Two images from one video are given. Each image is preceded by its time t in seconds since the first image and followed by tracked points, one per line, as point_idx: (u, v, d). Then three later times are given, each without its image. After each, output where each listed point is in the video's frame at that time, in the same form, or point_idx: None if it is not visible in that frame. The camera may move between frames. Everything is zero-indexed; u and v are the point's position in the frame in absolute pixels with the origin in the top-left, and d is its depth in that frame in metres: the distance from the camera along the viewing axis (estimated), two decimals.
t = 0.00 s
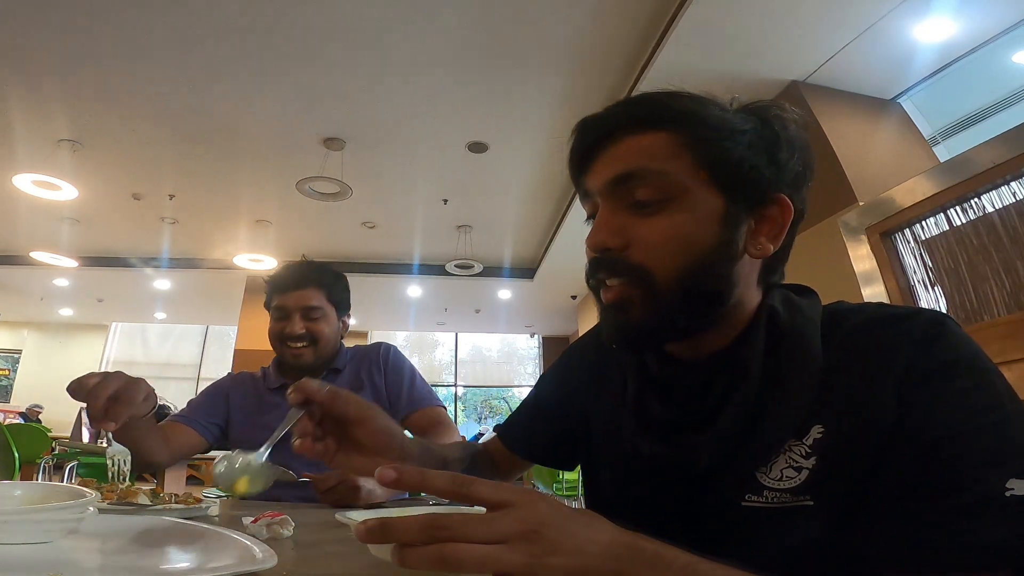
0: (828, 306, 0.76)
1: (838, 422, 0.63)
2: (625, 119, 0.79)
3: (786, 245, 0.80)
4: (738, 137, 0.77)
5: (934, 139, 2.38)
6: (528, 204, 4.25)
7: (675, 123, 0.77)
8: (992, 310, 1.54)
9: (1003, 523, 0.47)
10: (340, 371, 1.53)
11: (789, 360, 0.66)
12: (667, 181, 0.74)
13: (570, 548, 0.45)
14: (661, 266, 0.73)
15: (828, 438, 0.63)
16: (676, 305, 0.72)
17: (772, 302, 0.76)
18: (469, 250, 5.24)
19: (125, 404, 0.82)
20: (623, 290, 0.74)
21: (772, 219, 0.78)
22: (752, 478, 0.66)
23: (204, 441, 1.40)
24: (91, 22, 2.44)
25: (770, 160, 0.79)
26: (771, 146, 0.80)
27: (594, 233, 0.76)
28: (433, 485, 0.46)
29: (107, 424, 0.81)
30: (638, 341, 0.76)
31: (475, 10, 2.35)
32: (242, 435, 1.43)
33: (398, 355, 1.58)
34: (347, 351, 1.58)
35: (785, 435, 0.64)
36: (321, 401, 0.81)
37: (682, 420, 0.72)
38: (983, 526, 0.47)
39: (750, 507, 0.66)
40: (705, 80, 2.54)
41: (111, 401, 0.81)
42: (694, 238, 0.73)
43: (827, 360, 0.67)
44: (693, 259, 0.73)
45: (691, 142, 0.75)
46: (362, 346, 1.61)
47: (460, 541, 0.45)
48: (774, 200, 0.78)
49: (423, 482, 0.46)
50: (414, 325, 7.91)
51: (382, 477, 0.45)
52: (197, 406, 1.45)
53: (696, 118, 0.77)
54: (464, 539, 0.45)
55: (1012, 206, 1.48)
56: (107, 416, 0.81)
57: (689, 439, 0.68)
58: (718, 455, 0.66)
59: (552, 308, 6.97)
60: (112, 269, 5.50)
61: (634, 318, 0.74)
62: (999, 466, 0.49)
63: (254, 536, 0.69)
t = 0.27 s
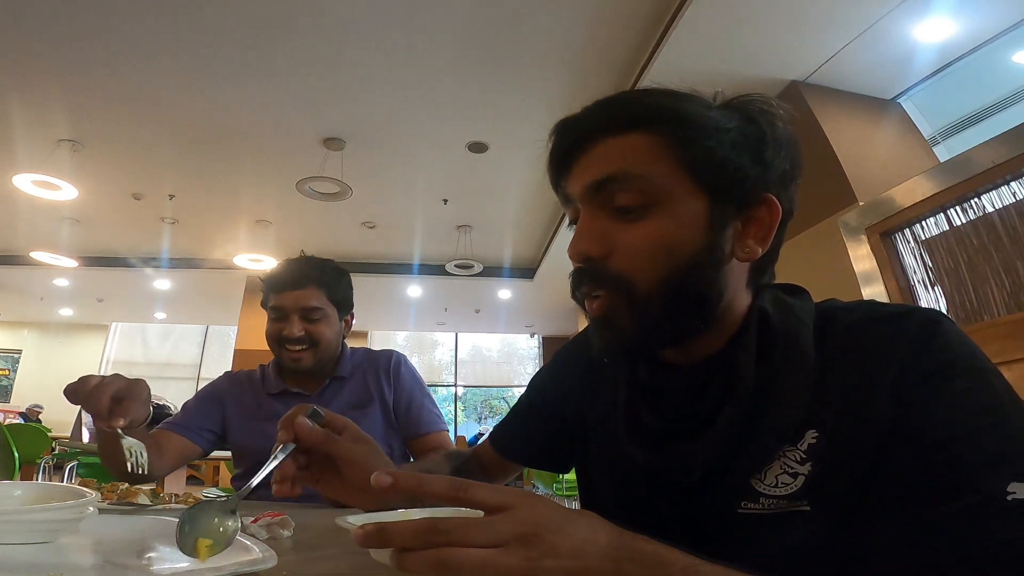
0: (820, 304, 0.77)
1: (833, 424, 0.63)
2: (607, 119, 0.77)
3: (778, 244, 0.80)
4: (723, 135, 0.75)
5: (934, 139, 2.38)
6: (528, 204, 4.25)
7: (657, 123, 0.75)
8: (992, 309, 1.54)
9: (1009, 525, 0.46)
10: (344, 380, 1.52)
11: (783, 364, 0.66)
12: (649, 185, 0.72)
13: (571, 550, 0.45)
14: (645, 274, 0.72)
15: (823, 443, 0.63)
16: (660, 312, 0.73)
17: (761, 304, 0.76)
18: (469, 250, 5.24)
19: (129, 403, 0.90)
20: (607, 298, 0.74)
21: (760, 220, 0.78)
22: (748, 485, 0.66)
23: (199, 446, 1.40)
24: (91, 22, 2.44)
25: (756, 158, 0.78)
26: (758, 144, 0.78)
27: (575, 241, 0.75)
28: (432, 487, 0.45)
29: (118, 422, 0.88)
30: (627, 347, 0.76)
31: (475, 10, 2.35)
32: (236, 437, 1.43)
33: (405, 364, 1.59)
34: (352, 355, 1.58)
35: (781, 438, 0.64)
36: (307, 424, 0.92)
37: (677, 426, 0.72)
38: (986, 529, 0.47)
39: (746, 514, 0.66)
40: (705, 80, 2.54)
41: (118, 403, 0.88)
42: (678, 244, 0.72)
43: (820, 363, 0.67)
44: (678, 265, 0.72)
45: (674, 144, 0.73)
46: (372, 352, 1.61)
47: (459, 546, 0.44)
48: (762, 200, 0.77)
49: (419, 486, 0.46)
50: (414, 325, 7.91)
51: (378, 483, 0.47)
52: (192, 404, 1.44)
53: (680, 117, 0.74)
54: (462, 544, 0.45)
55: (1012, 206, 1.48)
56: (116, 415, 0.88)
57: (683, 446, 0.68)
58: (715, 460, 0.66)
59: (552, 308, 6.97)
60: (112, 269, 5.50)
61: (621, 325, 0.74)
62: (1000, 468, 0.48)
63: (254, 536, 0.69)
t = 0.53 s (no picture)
0: (815, 303, 0.77)
1: (830, 427, 0.63)
2: (593, 120, 0.76)
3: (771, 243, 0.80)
4: (711, 134, 0.74)
5: (934, 139, 2.38)
6: (528, 204, 4.25)
7: (645, 124, 0.74)
8: (992, 310, 1.54)
9: (1012, 528, 0.46)
10: (355, 388, 1.51)
11: (781, 367, 0.66)
12: (637, 187, 0.71)
13: (570, 552, 0.45)
14: (633, 276, 0.71)
15: (819, 446, 0.63)
16: (650, 317, 0.72)
17: (755, 306, 0.75)
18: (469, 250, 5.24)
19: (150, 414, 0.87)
20: (593, 303, 0.73)
21: (753, 221, 0.76)
22: (745, 492, 0.66)
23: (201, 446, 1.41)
24: (91, 21, 2.44)
25: (746, 156, 0.77)
26: (748, 142, 0.78)
27: (563, 245, 0.74)
28: (433, 488, 0.45)
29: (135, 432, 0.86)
30: (618, 353, 0.76)
31: (475, 10, 2.35)
32: (234, 436, 1.42)
33: (423, 384, 1.62)
34: (364, 360, 1.58)
35: (778, 442, 0.64)
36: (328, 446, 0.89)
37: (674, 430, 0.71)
38: (990, 533, 0.47)
39: (744, 519, 0.66)
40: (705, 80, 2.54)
41: (136, 412, 0.86)
42: (667, 247, 0.71)
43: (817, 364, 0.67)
44: (667, 268, 0.71)
45: (661, 144, 0.73)
46: (387, 361, 1.61)
47: (457, 546, 0.44)
48: (753, 199, 0.76)
49: (419, 486, 0.45)
50: (414, 325, 7.91)
51: (379, 482, 0.46)
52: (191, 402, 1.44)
53: (668, 116, 0.74)
54: (460, 544, 0.45)
55: (1012, 206, 1.48)
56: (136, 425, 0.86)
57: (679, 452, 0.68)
58: (712, 465, 0.66)
59: (552, 308, 6.97)
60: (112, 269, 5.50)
61: (607, 329, 0.74)
62: (1002, 470, 0.48)
63: (254, 536, 0.69)
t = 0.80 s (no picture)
0: (819, 303, 0.77)
1: (834, 428, 0.63)
2: (599, 118, 0.76)
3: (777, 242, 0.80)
4: (718, 133, 0.74)
5: (934, 139, 2.38)
6: (528, 204, 4.25)
7: (652, 123, 0.74)
8: (992, 309, 1.53)
9: (1014, 528, 0.46)
10: (363, 392, 1.51)
11: (783, 368, 0.66)
12: (642, 186, 0.71)
13: (571, 553, 0.45)
14: (637, 276, 0.71)
15: (823, 447, 0.63)
16: (653, 316, 0.72)
17: (759, 306, 0.76)
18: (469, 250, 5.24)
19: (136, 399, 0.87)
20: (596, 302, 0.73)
21: (758, 221, 0.77)
22: (749, 491, 0.66)
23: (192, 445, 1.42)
24: (90, 21, 2.44)
25: (753, 156, 0.77)
26: (754, 142, 0.78)
27: (566, 244, 0.74)
28: (433, 488, 0.46)
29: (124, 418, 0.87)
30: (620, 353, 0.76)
31: (475, 10, 2.35)
32: (233, 435, 1.43)
33: (433, 389, 1.62)
34: (373, 363, 1.58)
35: (780, 443, 0.64)
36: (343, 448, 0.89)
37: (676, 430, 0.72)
38: (993, 533, 0.47)
39: (746, 519, 0.66)
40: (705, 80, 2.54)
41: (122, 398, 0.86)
42: (672, 246, 0.70)
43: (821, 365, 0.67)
44: (672, 268, 0.71)
45: (667, 143, 0.72)
46: (396, 365, 1.62)
47: (458, 546, 0.45)
48: (759, 199, 0.76)
49: (421, 486, 0.46)
50: (414, 325, 7.91)
51: (380, 482, 0.46)
52: (189, 399, 1.44)
53: (675, 115, 0.73)
54: (463, 544, 0.45)
55: (1012, 206, 1.49)
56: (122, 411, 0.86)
57: (682, 450, 0.69)
58: (714, 465, 0.66)
59: (552, 308, 6.97)
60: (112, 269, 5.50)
61: (610, 328, 0.74)
62: (1004, 471, 0.48)
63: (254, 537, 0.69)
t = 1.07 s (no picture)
0: (826, 303, 0.76)
1: (842, 427, 0.63)
2: (616, 112, 0.76)
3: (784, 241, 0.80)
4: (732, 132, 0.75)
5: (934, 138, 2.38)
6: (528, 204, 4.25)
7: (666, 118, 0.74)
8: (993, 309, 1.53)
9: (1017, 528, 0.46)
10: (366, 393, 1.51)
11: (791, 366, 0.66)
12: (656, 181, 0.71)
13: (572, 553, 0.45)
14: (650, 270, 0.71)
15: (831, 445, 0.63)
16: (665, 312, 0.72)
17: (768, 304, 0.76)
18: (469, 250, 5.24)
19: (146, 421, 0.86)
20: (608, 295, 0.73)
21: (769, 219, 0.77)
22: (754, 489, 0.66)
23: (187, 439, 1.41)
24: (90, 21, 2.44)
25: (767, 155, 0.78)
26: (768, 140, 0.79)
27: (579, 237, 0.74)
28: (436, 491, 0.46)
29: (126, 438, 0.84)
30: (629, 347, 0.76)
31: (475, 10, 2.35)
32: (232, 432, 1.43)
33: (436, 391, 1.63)
34: (376, 365, 1.58)
35: (787, 443, 0.63)
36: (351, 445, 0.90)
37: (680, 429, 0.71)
38: (1000, 534, 0.47)
39: (751, 517, 0.66)
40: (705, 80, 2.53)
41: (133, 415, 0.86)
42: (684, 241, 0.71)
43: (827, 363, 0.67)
44: (684, 263, 0.71)
45: (681, 139, 0.73)
46: (400, 367, 1.62)
47: (460, 547, 0.45)
48: (772, 198, 0.77)
49: (422, 486, 0.46)
50: (414, 325, 7.91)
51: (381, 482, 0.46)
52: (190, 393, 1.44)
53: (689, 111, 0.74)
54: (464, 544, 0.45)
55: (1012, 206, 1.48)
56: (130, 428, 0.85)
57: (688, 447, 0.68)
58: (720, 461, 0.65)
59: (552, 308, 6.96)
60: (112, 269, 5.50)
61: (622, 322, 0.74)
62: (1011, 471, 0.48)
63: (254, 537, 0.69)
